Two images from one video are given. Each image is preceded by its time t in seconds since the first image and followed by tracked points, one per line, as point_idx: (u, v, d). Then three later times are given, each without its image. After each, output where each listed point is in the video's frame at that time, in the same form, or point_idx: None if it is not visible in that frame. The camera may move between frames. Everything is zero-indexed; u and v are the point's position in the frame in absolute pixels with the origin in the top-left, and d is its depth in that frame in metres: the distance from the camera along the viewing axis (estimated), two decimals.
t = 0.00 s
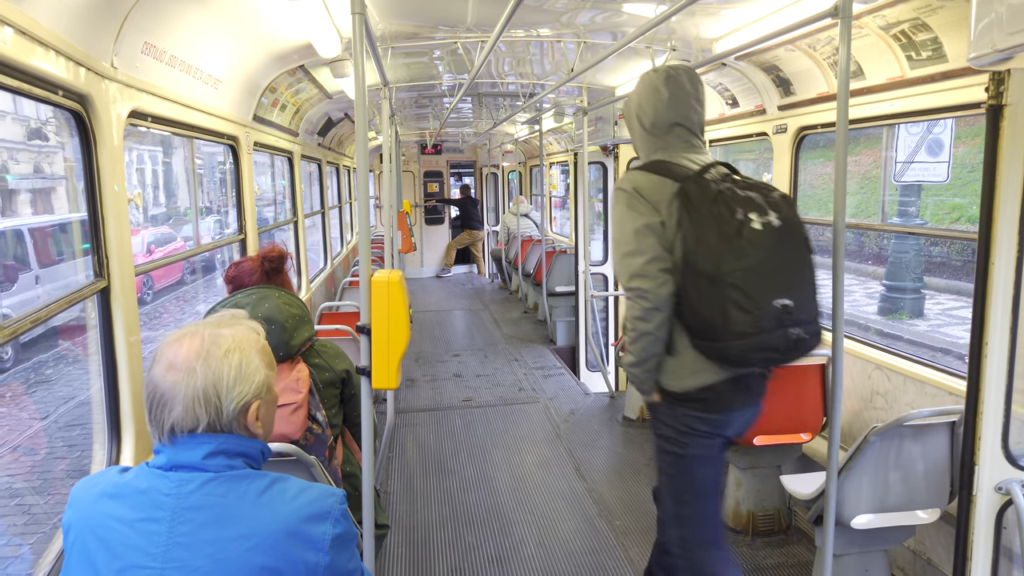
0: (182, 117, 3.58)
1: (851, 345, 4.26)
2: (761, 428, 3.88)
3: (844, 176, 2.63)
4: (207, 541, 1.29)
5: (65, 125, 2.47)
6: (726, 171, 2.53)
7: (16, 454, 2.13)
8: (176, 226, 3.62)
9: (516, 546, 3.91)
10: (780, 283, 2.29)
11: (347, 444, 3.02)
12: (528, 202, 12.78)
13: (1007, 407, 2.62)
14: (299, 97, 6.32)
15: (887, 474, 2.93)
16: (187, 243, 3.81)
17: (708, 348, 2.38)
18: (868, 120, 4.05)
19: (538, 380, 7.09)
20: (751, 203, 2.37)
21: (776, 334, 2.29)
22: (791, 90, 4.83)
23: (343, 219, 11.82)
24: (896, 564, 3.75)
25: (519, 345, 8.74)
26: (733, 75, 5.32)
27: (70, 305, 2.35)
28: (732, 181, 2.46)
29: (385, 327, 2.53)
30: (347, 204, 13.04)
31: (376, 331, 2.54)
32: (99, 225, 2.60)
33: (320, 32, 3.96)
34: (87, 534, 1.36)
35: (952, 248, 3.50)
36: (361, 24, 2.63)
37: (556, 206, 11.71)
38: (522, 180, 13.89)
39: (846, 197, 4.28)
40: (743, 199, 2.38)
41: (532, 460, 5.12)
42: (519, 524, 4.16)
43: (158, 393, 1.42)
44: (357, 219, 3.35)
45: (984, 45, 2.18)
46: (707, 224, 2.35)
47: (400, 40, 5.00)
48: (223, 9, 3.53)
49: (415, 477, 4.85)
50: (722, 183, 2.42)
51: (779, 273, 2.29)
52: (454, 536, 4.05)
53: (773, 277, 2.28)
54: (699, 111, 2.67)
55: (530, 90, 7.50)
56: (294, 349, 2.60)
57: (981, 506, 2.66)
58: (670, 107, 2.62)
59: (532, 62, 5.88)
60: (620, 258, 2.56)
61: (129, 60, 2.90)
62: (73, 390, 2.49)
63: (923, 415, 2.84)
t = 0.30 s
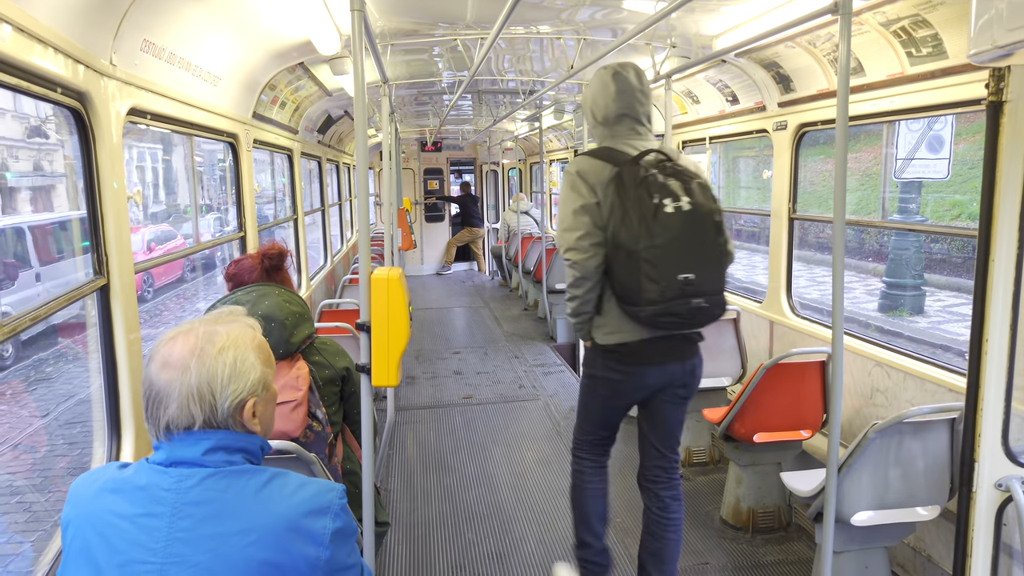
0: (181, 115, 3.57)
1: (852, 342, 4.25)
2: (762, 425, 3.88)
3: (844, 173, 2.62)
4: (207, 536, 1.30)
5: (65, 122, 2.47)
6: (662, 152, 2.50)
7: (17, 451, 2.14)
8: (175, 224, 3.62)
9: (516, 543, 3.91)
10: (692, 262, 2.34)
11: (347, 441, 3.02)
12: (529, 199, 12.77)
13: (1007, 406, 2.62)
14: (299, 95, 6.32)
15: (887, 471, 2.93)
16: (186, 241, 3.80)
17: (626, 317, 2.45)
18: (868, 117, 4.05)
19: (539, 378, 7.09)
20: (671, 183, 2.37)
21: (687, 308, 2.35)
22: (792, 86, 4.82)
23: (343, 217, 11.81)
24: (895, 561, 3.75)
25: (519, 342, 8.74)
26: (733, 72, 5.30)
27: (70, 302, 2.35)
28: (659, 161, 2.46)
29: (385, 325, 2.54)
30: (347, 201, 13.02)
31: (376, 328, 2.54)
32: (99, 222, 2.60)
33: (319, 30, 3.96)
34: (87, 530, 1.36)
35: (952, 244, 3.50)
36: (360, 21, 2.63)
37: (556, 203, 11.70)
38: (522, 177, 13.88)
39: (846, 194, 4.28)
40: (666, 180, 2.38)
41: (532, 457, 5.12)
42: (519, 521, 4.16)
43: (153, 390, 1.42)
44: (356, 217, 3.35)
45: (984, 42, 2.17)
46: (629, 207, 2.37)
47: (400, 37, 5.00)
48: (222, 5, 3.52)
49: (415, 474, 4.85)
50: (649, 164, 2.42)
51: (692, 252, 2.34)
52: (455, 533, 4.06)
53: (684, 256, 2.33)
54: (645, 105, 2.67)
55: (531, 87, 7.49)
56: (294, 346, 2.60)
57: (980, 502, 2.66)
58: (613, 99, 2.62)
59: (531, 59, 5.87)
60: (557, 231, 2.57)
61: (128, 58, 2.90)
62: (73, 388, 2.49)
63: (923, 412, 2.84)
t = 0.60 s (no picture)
0: (182, 112, 3.57)
1: (852, 341, 4.25)
2: (762, 424, 3.88)
3: (845, 173, 2.62)
4: (211, 538, 1.30)
5: (66, 120, 2.47)
6: (597, 165, 2.90)
7: (17, 449, 2.14)
8: (176, 221, 3.62)
9: (516, 542, 3.92)
10: (613, 263, 2.72)
11: (347, 439, 3.02)
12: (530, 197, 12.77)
13: (1007, 404, 2.62)
14: (300, 92, 6.31)
15: (888, 471, 2.93)
16: (187, 239, 3.80)
17: (571, 307, 2.94)
18: (869, 117, 4.04)
19: (540, 376, 7.09)
20: (596, 195, 2.75)
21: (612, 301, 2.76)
22: (793, 86, 4.82)
23: (344, 215, 11.82)
24: (895, 560, 3.75)
25: (520, 340, 8.75)
26: (735, 71, 5.30)
27: (70, 300, 2.36)
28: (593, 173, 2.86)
29: (386, 324, 2.54)
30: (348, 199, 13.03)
31: (377, 327, 2.54)
32: (99, 220, 2.60)
33: (320, 27, 3.95)
34: (92, 526, 1.37)
35: (952, 244, 3.50)
36: (361, 19, 2.62)
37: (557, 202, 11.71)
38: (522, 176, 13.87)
39: (847, 193, 4.28)
40: (592, 194, 2.77)
41: (532, 455, 5.12)
42: (519, 520, 4.17)
43: (157, 392, 1.41)
44: (357, 216, 3.35)
45: (985, 42, 2.17)
46: (562, 219, 2.80)
47: (401, 35, 4.99)
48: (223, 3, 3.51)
49: (415, 473, 4.85)
50: (580, 179, 2.83)
51: (611, 254, 2.71)
52: (454, 531, 4.06)
53: (604, 259, 2.72)
54: (586, 123, 3.14)
55: (532, 86, 7.48)
56: (295, 344, 2.60)
57: (980, 502, 2.67)
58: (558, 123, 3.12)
59: (533, 58, 5.87)
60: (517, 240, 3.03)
61: (128, 55, 2.89)
62: (73, 385, 2.49)
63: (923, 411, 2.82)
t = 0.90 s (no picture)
0: (181, 112, 3.56)
1: (852, 340, 4.26)
2: (762, 423, 3.89)
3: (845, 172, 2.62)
4: (207, 538, 1.30)
5: (65, 120, 2.47)
6: (563, 164, 3.42)
7: (17, 449, 2.14)
8: (176, 221, 3.62)
9: (517, 542, 3.91)
10: (565, 251, 3.29)
11: (348, 439, 3.02)
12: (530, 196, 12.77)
13: (1007, 402, 2.62)
14: (299, 92, 6.30)
15: (888, 470, 2.93)
16: (186, 239, 3.80)
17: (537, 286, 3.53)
18: (869, 115, 4.04)
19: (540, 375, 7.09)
20: (556, 193, 3.30)
21: (563, 283, 3.36)
22: (793, 84, 4.81)
23: (343, 215, 11.79)
24: (896, 559, 3.75)
25: (521, 340, 8.74)
26: (734, 70, 5.29)
27: (71, 300, 2.35)
28: (559, 170, 3.40)
29: (385, 323, 2.54)
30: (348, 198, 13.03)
31: (376, 327, 2.54)
32: (99, 220, 2.59)
33: (319, 26, 3.95)
34: (89, 527, 1.37)
35: (953, 242, 3.50)
36: (360, 18, 2.61)
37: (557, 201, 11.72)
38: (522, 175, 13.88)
39: (847, 191, 4.27)
40: (554, 190, 3.31)
41: (532, 454, 5.12)
42: (520, 520, 4.16)
43: (147, 392, 1.42)
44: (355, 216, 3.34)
45: (985, 40, 2.17)
46: (528, 210, 3.36)
47: (401, 34, 4.99)
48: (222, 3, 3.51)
49: (415, 473, 4.85)
50: (546, 175, 3.37)
51: (563, 244, 3.29)
52: (455, 531, 4.06)
53: (558, 248, 3.29)
54: (563, 121, 3.57)
55: (531, 85, 7.47)
56: (295, 344, 2.60)
57: (981, 500, 2.66)
58: (540, 120, 3.58)
59: (532, 57, 5.86)
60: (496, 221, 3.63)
61: (127, 56, 2.89)
62: (73, 385, 2.49)
63: (923, 411, 2.82)
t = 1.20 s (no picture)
0: (182, 110, 3.55)
1: (852, 340, 4.26)
2: (762, 423, 3.89)
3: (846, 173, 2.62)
4: (202, 534, 1.30)
5: (66, 118, 2.47)
6: (556, 166, 3.60)
7: (18, 446, 2.14)
8: (177, 219, 3.62)
9: (517, 541, 3.91)
10: (558, 247, 3.47)
11: (348, 438, 3.02)
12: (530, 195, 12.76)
13: (1007, 403, 2.62)
14: (300, 90, 6.30)
15: (888, 469, 2.93)
16: (187, 237, 3.80)
17: (526, 278, 3.67)
18: (870, 115, 4.04)
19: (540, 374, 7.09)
20: (550, 193, 3.49)
21: (554, 275, 3.52)
22: (794, 84, 4.82)
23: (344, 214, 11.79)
24: (895, 559, 3.75)
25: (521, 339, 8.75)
26: (735, 70, 5.29)
27: (71, 298, 2.35)
28: (552, 172, 3.58)
29: (387, 321, 2.54)
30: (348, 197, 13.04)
31: (377, 325, 2.54)
32: (100, 217, 2.60)
33: (320, 25, 3.95)
34: (86, 524, 1.38)
35: (954, 243, 3.50)
36: (362, 17, 2.61)
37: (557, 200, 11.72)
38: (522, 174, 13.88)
39: (848, 192, 4.27)
40: (549, 190, 3.50)
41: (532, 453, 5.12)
42: (520, 519, 4.16)
43: (147, 381, 1.44)
44: (356, 215, 3.34)
45: (987, 40, 2.17)
46: (523, 208, 3.54)
47: (402, 33, 4.99)
48: (224, 1, 3.50)
49: (415, 472, 4.85)
50: (541, 176, 3.56)
51: (556, 239, 3.46)
52: (454, 529, 4.07)
53: (550, 243, 3.47)
54: (558, 124, 3.72)
55: (532, 84, 7.48)
56: (296, 343, 2.60)
57: (981, 501, 2.67)
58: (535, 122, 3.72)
59: (533, 56, 5.86)
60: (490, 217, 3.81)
61: (128, 53, 2.88)
62: (74, 382, 2.49)
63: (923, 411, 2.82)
